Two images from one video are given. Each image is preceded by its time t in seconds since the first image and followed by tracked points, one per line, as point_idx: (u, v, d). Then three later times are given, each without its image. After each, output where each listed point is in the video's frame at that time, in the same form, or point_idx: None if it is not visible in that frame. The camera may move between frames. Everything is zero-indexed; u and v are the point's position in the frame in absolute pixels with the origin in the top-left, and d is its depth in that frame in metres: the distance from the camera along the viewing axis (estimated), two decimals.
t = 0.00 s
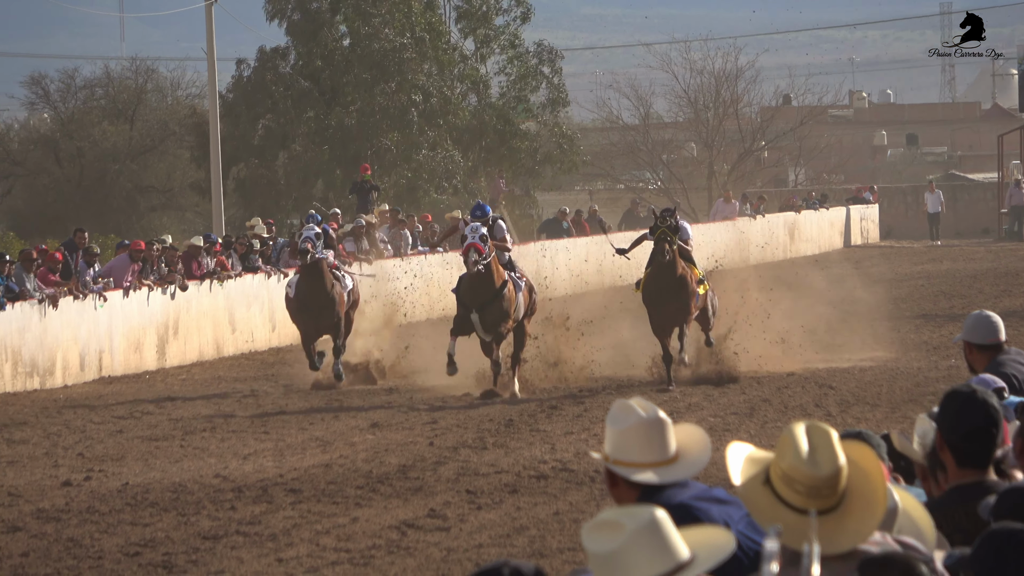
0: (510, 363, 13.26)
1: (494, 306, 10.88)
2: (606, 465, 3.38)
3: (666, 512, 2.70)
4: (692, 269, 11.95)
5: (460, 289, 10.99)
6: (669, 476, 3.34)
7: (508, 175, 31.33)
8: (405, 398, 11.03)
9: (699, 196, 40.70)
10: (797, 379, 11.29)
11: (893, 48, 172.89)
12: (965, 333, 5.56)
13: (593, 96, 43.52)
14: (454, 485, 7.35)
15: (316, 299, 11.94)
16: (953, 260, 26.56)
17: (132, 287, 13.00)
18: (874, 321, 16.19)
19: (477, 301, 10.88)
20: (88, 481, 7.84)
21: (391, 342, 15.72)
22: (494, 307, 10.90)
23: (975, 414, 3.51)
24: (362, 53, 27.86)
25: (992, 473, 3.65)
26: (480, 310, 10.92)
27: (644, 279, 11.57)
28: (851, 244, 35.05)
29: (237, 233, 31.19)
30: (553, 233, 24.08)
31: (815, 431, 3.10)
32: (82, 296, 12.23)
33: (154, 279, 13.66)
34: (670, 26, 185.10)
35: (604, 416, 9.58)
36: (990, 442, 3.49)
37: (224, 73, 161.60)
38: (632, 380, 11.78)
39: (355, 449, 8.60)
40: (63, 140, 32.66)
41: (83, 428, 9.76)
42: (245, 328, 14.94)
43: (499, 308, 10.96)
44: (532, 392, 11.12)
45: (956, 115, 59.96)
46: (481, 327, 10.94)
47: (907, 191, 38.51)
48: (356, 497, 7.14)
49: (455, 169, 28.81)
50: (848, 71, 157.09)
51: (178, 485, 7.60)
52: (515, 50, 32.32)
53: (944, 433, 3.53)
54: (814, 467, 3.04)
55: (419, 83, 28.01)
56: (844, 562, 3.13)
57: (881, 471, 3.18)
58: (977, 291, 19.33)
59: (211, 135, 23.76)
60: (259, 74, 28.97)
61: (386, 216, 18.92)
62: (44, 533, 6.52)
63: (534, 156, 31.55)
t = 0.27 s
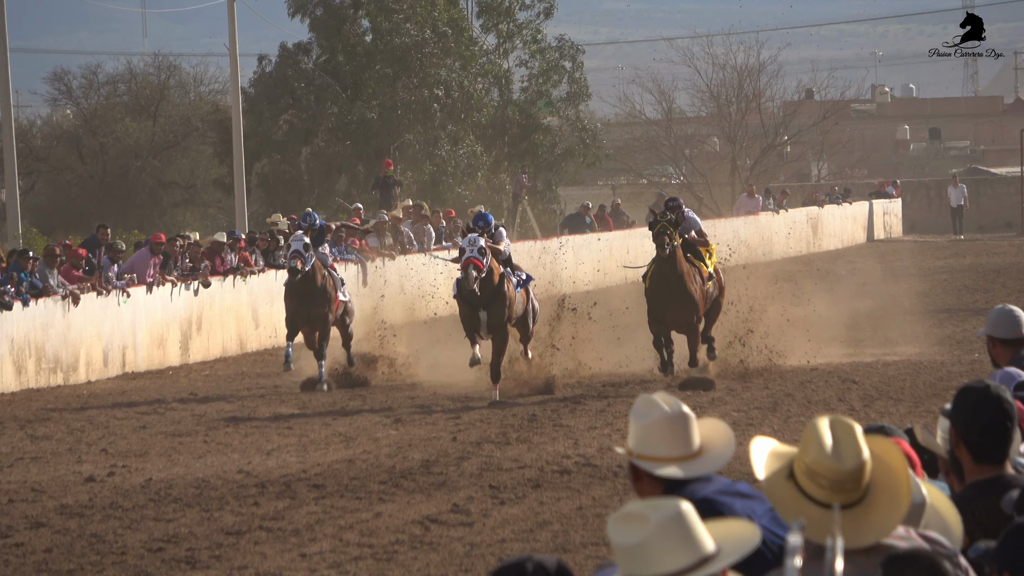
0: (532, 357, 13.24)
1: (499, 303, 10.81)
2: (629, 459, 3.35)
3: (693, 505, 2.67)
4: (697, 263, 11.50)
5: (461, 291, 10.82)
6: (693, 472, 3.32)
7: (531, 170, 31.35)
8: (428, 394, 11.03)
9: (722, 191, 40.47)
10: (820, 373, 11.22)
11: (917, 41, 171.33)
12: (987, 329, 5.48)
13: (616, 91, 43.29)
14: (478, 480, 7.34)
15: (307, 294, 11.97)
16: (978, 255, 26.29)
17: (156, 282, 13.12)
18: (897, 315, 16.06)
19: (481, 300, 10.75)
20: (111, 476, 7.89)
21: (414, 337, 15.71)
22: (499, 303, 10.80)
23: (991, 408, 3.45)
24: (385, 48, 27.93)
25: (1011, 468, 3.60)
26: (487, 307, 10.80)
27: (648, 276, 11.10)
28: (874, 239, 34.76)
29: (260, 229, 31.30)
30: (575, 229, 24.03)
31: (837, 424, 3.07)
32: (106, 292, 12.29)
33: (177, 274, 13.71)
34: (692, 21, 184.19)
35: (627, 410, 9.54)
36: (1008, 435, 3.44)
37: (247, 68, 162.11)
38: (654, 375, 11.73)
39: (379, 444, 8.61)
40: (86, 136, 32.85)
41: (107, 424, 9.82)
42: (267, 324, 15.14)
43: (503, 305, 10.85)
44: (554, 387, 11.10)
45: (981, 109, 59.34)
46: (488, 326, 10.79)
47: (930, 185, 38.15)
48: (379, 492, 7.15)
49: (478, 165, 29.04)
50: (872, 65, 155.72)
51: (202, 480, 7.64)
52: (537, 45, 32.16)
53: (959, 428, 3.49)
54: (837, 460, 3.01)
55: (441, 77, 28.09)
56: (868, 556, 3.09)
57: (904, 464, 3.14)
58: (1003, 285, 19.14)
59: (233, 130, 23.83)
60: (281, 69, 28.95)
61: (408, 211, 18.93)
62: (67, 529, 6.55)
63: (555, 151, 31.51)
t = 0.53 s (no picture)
0: (552, 355, 13.22)
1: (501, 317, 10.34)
2: (650, 457, 3.33)
3: (718, 500, 2.65)
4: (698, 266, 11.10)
5: (459, 305, 10.32)
6: (715, 468, 3.29)
7: (552, 168, 31.22)
8: (449, 391, 11.04)
9: (742, 188, 40.26)
10: (840, 370, 11.14)
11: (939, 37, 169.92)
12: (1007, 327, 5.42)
13: (636, 88, 43.13)
14: (498, 477, 7.33)
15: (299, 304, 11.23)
16: (1000, 251, 26.03)
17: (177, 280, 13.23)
18: (918, 312, 15.94)
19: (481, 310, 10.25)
20: (133, 474, 7.93)
21: (434, 335, 15.69)
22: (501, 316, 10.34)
23: (1007, 403, 3.40)
24: (406, 46, 28.01)
25: None
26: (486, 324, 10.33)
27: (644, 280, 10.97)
28: (895, 236, 34.47)
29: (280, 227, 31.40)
30: (596, 226, 23.98)
31: (859, 420, 3.04)
32: (127, 290, 12.39)
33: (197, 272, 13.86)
34: (711, 17, 183.38)
35: (648, 407, 9.51)
36: None
37: (266, 66, 162.65)
38: (675, 372, 11.68)
39: (400, 442, 8.62)
40: (107, 135, 33.07)
41: (128, 422, 9.88)
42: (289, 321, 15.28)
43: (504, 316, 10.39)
44: (574, 385, 11.08)
45: (1002, 106, 58.80)
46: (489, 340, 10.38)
47: (950, 181, 37.84)
48: (400, 490, 7.15)
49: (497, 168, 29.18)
50: (892, 61, 154.57)
51: (223, 478, 7.67)
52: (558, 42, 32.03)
53: (975, 425, 3.44)
54: (860, 456, 2.98)
55: (464, 75, 28.33)
56: (890, 552, 3.07)
57: (926, 460, 3.10)
58: None
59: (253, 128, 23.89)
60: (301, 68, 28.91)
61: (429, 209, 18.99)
62: (89, 526, 6.59)
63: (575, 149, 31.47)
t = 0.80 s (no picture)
0: (571, 352, 13.20)
1: (490, 305, 9.98)
2: (671, 453, 3.30)
3: (742, 494, 2.62)
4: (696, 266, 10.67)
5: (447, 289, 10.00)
6: (736, 465, 3.26)
7: (573, 164, 31.12)
8: (469, 387, 11.03)
9: (762, 184, 40.07)
10: (861, 365, 11.07)
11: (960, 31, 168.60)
12: None
13: (657, 83, 42.89)
14: (519, 473, 7.32)
15: (286, 299, 10.67)
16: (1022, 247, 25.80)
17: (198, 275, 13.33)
18: (939, 307, 15.83)
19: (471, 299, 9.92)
20: (153, 470, 7.96)
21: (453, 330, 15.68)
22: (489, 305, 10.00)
23: None
24: (426, 43, 28.02)
25: None
26: (476, 305, 9.97)
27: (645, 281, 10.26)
28: (915, 232, 34.19)
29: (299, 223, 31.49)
30: (617, 221, 23.93)
31: (882, 416, 2.99)
32: (149, 285, 12.50)
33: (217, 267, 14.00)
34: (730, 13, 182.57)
35: (668, 403, 9.47)
36: None
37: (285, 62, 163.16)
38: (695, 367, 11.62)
39: (420, 438, 8.63)
40: (127, 130, 33.23)
41: (149, 418, 9.94)
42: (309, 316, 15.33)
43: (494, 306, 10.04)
44: (594, 381, 11.05)
45: None
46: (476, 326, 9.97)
47: (971, 177, 37.57)
48: (421, 486, 7.15)
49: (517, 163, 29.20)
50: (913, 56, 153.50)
51: (244, 474, 7.69)
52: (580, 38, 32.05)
53: (994, 421, 3.39)
54: (882, 452, 2.94)
55: (481, 71, 28.34)
56: (911, 547, 3.09)
57: (948, 455, 3.06)
58: None
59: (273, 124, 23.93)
60: (321, 63, 28.81)
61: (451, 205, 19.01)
62: (109, 522, 6.62)
63: (595, 145, 31.40)
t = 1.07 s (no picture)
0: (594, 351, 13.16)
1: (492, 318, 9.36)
2: (695, 451, 3.27)
3: (770, 489, 2.59)
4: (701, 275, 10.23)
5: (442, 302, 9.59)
6: (760, 462, 3.22)
7: (596, 162, 31.06)
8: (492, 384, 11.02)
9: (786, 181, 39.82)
10: (885, 362, 10.97)
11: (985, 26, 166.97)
12: None
13: (680, 81, 42.62)
14: (544, 471, 7.30)
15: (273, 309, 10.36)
16: None
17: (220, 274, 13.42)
18: (964, 304, 15.68)
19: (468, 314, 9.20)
20: (178, 469, 8.00)
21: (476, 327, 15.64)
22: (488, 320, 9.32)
23: None
24: (449, 41, 28.01)
25: None
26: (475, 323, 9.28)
27: (644, 286, 10.00)
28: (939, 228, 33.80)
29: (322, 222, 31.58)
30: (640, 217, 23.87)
31: (907, 413, 2.95)
32: (172, 284, 12.60)
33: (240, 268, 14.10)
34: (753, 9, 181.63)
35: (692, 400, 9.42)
36: None
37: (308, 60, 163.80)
38: (717, 364, 11.54)
39: (444, 436, 8.62)
40: (151, 129, 33.41)
41: (173, 416, 9.99)
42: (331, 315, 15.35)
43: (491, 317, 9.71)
44: (618, 379, 11.00)
45: None
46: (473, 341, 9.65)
47: (995, 173, 37.21)
48: (446, 484, 7.14)
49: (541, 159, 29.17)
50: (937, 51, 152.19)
51: (269, 473, 7.71)
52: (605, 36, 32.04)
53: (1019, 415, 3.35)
54: (909, 449, 2.90)
55: (504, 70, 28.36)
56: (939, 545, 3.08)
57: (974, 451, 3.02)
58: None
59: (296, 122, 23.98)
60: (344, 61, 28.81)
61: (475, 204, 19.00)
62: (134, 521, 6.66)
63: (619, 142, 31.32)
